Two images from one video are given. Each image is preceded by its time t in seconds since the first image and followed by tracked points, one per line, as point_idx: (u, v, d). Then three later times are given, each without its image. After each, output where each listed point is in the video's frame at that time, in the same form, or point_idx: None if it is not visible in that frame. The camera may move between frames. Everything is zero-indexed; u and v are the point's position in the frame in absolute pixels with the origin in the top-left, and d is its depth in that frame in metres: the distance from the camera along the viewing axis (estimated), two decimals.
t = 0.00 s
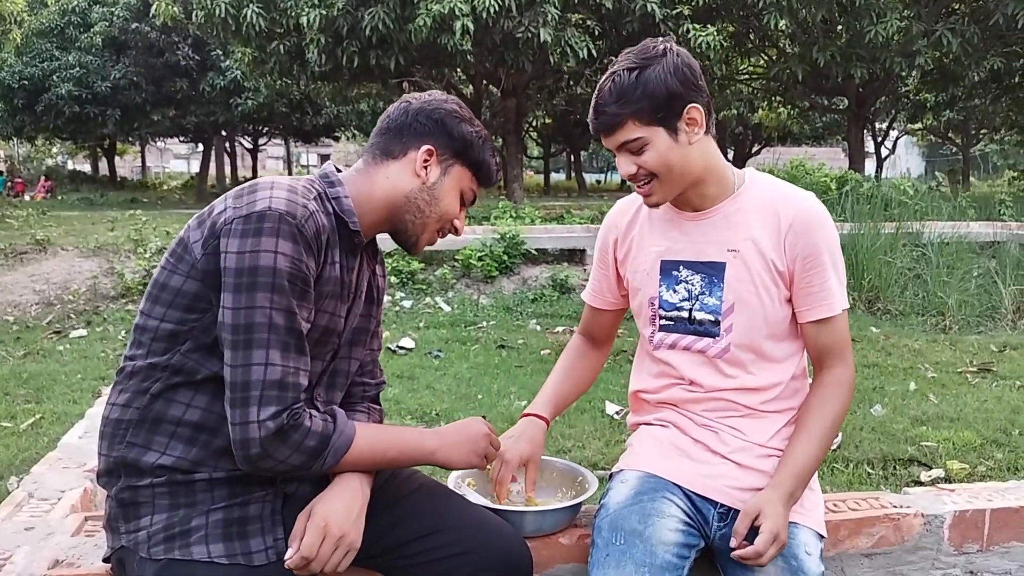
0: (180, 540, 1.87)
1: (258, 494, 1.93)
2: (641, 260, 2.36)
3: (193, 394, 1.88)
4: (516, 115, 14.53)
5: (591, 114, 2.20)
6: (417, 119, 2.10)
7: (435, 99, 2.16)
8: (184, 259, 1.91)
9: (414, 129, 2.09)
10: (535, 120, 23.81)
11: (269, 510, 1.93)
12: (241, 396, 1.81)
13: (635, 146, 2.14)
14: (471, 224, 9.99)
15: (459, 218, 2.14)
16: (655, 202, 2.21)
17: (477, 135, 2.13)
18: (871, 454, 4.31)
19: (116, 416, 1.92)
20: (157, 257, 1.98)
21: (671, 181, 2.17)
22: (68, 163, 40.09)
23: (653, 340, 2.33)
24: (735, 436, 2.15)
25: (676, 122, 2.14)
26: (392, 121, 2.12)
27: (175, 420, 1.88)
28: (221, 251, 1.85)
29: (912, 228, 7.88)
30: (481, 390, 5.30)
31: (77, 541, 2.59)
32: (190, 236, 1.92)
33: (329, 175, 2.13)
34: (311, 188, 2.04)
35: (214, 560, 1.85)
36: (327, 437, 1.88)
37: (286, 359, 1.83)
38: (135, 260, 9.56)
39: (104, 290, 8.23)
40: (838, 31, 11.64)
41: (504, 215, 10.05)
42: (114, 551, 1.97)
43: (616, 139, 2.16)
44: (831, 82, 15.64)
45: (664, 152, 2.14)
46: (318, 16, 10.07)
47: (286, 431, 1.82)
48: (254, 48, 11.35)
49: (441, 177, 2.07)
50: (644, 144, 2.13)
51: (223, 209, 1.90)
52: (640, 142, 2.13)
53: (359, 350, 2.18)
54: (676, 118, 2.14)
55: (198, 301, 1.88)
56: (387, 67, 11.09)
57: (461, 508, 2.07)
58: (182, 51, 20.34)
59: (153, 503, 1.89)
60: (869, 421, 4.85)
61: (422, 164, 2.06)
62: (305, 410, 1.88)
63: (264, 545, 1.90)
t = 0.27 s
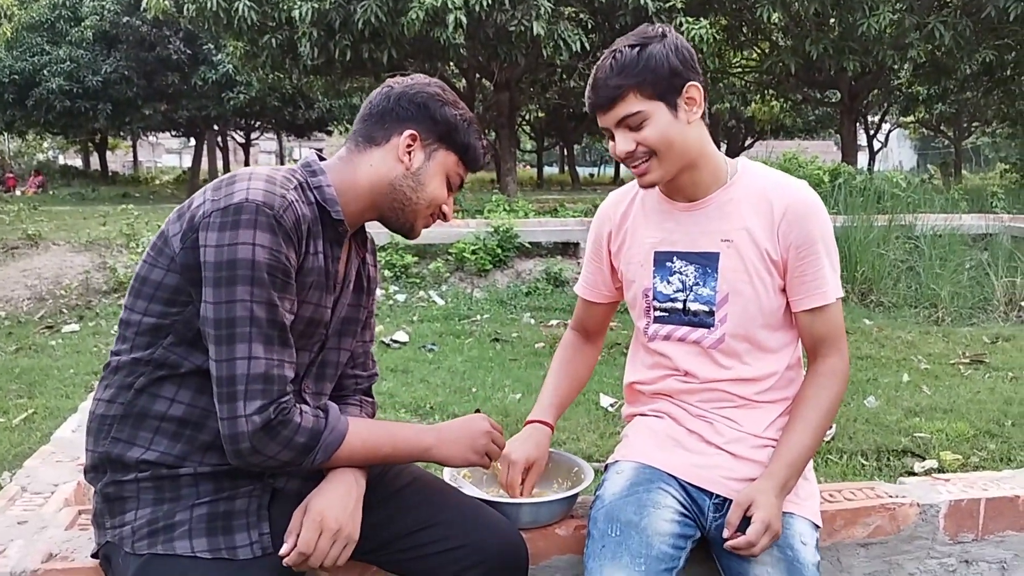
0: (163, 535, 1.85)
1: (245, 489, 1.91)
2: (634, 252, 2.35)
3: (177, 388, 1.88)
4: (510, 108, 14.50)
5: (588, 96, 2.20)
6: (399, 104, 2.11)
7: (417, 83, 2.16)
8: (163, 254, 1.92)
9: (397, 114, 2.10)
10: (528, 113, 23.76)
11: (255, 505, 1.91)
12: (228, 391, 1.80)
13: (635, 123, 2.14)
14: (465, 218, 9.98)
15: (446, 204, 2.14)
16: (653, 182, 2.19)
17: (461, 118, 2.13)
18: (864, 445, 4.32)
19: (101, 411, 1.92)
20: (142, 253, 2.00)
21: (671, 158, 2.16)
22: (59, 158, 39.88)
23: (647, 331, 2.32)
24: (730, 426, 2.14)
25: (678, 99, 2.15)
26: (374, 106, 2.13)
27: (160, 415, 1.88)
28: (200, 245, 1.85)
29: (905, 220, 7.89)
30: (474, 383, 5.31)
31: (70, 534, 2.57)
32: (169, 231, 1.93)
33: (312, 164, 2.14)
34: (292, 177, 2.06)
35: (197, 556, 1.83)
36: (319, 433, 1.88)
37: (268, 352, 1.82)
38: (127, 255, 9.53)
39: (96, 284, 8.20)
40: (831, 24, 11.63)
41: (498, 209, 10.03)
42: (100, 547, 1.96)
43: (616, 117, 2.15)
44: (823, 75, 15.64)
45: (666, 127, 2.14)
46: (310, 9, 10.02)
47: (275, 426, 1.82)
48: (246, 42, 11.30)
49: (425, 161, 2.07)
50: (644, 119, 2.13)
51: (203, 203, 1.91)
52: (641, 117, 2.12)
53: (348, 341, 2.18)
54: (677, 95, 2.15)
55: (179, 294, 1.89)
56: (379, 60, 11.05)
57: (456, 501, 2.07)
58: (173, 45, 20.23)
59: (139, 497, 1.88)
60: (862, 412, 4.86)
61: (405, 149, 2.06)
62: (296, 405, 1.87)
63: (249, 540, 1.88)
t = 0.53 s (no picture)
0: (148, 526, 1.81)
1: (232, 480, 1.88)
2: (625, 238, 2.32)
3: (162, 376, 1.85)
4: (501, 94, 14.42)
5: (602, 54, 2.21)
6: (390, 86, 2.08)
7: (408, 65, 2.13)
8: (147, 239, 1.88)
9: (387, 96, 2.07)
10: (519, 99, 23.64)
11: (243, 495, 1.88)
12: (216, 379, 1.77)
13: (655, 76, 2.17)
14: (456, 204, 9.92)
15: (437, 188, 2.12)
16: (663, 142, 2.17)
17: (454, 102, 2.11)
18: (856, 430, 4.32)
19: (84, 400, 1.88)
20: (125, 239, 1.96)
21: (686, 116, 2.17)
22: (47, 144, 39.55)
23: (639, 318, 2.29)
24: (724, 412, 2.11)
25: (693, 62, 2.22)
26: (364, 88, 2.10)
27: (145, 405, 1.85)
28: (186, 230, 1.81)
29: (896, 206, 7.88)
30: (467, 369, 5.28)
31: (54, 525, 2.53)
32: (153, 216, 1.89)
33: (300, 147, 2.10)
34: (280, 161, 2.00)
35: (183, 547, 1.80)
36: (307, 422, 1.85)
37: (257, 341, 1.79)
38: (116, 242, 9.44)
39: (85, 271, 8.13)
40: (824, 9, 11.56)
41: (489, 194, 9.99)
42: (84, 538, 1.92)
43: (636, 68, 2.17)
44: (815, 60, 15.59)
45: (685, 83, 2.18)
46: None
47: (263, 415, 1.79)
48: (235, 25, 11.18)
49: (416, 145, 2.05)
50: (664, 76, 2.17)
51: (187, 186, 1.87)
52: (663, 70, 2.16)
53: (338, 328, 2.14)
54: (693, 59, 2.23)
55: (164, 280, 1.85)
56: (370, 45, 10.95)
57: (447, 489, 2.04)
58: (162, 29, 20.01)
59: (124, 488, 1.85)
60: (854, 397, 4.85)
61: (398, 131, 2.04)
62: (283, 394, 1.84)
63: (237, 530, 1.85)
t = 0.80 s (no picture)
0: (127, 533, 1.75)
1: (215, 483, 1.81)
2: (620, 232, 2.25)
3: (143, 375, 1.78)
4: (499, 82, 14.31)
5: (605, 35, 2.13)
6: (386, 77, 2.02)
7: (405, 57, 2.08)
8: (130, 231, 1.81)
9: (382, 87, 2.02)
10: (518, 87, 23.52)
11: (226, 500, 1.81)
12: (205, 377, 1.69)
13: (659, 61, 2.09)
14: (453, 193, 9.85)
15: (429, 185, 2.07)
16: (663, 130, 2.09)
17: (450, 96, 2.05)
18: (856, 422, 4.26)
19: (60, 401, 1.81)
20: (107, 230, 1.89)
21: (688, 104, 2.10)
22: (43, 132, 39.37)
23: (634, 314, 2.23)
24: (723, 410, 2.05)
25: (698, 49, 2.15)
26: (359, 79, 2.04)
27: (124, 406, 1.77)
28: (173, 220, 1.74)
29: (896, 194, 7.81)
30: (464, 360, 5.22)
31: (30, 529, 2.47)
32: (137, 206, 1.81)
33: (290, 138, 2.04)
34: (270, 151, 1.96)
35: (164, 555, 1.73)
36: (300, 416, 1.77)
37: (249, 336, 1.72)
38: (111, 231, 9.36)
39: (80, 261, 8.05)
40: None
41: (487, 184, 9.91)
42: (61, 544, 1.85)
43: (640, 52, 2.09)
44: (815, 48, 15.48)
45: (689, 70, 2.10)
46: None
47: (257, 412, 1.72)
48: (230, 13, 11.07)
49: (410, 139, 2.00)
50: (669, 61, 2.09)
51: (173, 176, 1.79)
52: (668, 55, 2.08)
53: (326, 325, 2.07)
54: (699, 47, 2.16)
55: (149, 273, 1.78)
56: (366, 33, 10.84)
57: (440, 490, 1.97)
58: (157, 17, 19.87)
59: (102, 493, 1.78)
60: (854, 388, 4.79)
61: (393, 124, 1.99)
62: (276, 388, 1.77)
63: (220, 537, 1.78)
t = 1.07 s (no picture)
0: (85, 564, 1.64)
1: (181, 509, 1.73)
2: (611, 243, 2.15)
3: (107, 391, 1.67)
4: (502, 82, 14.19)
5: (599, 33, 2.03)
6: (372, 85, 1.94)
7: (392, 64, 2.01)
8: (99, 238, 1.69)
9: (368, 94, 1.94)
10: (522, 88, 23.41)
11: (192, 527, 1.72)
12: (212, 386, 1.62)
13: (656, 62, 1.99)
14: (455, 194, 9.75)
15: (413, 199, 1.99)
16: (658, 136, 1.99)
17: (437, 106, 1.98)
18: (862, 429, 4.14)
19: (19, 418, 1.70)
20: (72, 236, 1.76)
21: (685, 110, 2.00)
22: (49, 133, 39.37)
23: (627, 328, 2.12)
24: (721, 429, 1.95)
25: (696, 52, 2.05)
26: (343, 85, 1.96)
27: (86, 424, 1.66)
28: (153, 225, 1.62)
29: (902, 196, 7.69)
30: (464, 365, 5.11)
31: None
32: (109, 212, 1.69)
33: (270, 142, 1.94)
34: (250, 155, 1.85)
35: None
36: (318, 424, 1.74)
37: (254, 337, 1.66)
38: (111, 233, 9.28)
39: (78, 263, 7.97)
40: None
41: (490, 185, 9.81)
42: None
43: (637, 53, 1.99)
44: (820, 48, 15.34)
45: (687, 73, 2.01)
46: None
47: (274, 419, 1.67)
48: (232, 13, 10.99)
49: (396, 150, 1.92)
50: (666, 63, 1.99)
51: (150, 180, 1.68)
52: (666, 57, 1.99)
53: (304, 339, 1.97)
54: (697, 49, 2.06)
55: (117, 284, 1.66)
56: (368, 33, 10.74)
57: (420, 517, 1.87)
58: (160, 18, 19.80)
59: (59, 520, 1.67)
60: (860, 394, 4.67)
61: (379, 134, 1.91)
62: (290, 396, 1.73)
63: (186, 564, 1.68)
